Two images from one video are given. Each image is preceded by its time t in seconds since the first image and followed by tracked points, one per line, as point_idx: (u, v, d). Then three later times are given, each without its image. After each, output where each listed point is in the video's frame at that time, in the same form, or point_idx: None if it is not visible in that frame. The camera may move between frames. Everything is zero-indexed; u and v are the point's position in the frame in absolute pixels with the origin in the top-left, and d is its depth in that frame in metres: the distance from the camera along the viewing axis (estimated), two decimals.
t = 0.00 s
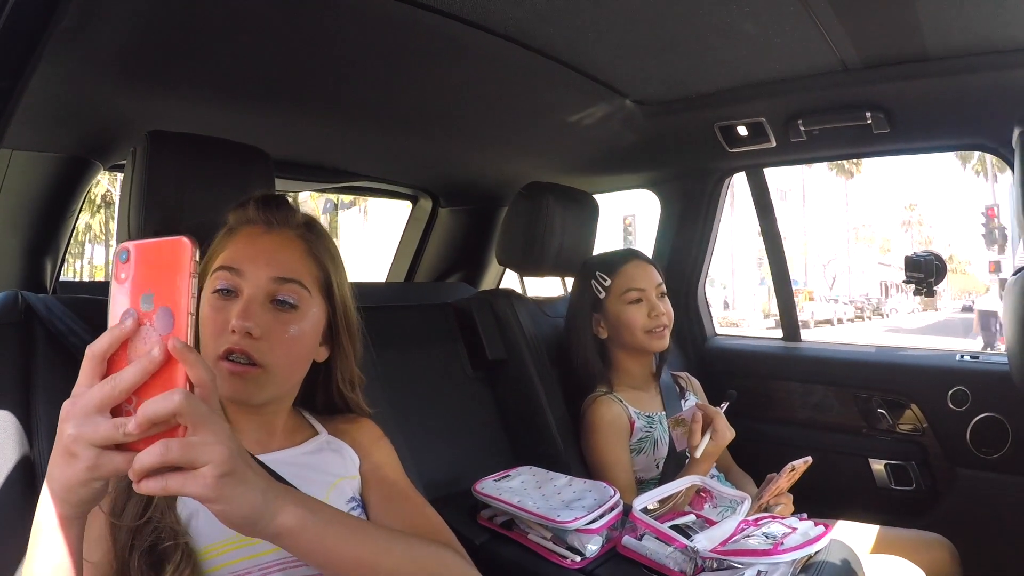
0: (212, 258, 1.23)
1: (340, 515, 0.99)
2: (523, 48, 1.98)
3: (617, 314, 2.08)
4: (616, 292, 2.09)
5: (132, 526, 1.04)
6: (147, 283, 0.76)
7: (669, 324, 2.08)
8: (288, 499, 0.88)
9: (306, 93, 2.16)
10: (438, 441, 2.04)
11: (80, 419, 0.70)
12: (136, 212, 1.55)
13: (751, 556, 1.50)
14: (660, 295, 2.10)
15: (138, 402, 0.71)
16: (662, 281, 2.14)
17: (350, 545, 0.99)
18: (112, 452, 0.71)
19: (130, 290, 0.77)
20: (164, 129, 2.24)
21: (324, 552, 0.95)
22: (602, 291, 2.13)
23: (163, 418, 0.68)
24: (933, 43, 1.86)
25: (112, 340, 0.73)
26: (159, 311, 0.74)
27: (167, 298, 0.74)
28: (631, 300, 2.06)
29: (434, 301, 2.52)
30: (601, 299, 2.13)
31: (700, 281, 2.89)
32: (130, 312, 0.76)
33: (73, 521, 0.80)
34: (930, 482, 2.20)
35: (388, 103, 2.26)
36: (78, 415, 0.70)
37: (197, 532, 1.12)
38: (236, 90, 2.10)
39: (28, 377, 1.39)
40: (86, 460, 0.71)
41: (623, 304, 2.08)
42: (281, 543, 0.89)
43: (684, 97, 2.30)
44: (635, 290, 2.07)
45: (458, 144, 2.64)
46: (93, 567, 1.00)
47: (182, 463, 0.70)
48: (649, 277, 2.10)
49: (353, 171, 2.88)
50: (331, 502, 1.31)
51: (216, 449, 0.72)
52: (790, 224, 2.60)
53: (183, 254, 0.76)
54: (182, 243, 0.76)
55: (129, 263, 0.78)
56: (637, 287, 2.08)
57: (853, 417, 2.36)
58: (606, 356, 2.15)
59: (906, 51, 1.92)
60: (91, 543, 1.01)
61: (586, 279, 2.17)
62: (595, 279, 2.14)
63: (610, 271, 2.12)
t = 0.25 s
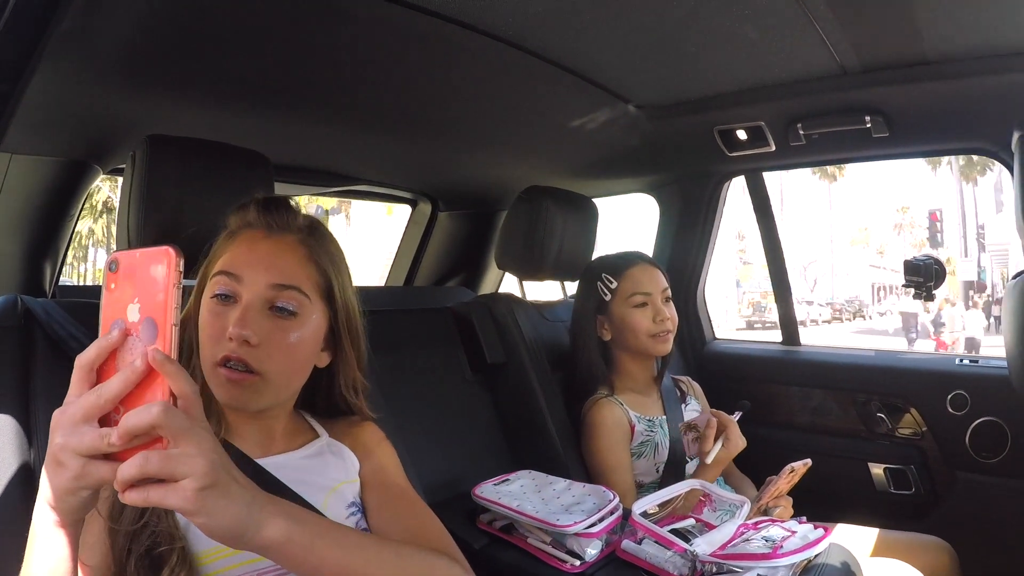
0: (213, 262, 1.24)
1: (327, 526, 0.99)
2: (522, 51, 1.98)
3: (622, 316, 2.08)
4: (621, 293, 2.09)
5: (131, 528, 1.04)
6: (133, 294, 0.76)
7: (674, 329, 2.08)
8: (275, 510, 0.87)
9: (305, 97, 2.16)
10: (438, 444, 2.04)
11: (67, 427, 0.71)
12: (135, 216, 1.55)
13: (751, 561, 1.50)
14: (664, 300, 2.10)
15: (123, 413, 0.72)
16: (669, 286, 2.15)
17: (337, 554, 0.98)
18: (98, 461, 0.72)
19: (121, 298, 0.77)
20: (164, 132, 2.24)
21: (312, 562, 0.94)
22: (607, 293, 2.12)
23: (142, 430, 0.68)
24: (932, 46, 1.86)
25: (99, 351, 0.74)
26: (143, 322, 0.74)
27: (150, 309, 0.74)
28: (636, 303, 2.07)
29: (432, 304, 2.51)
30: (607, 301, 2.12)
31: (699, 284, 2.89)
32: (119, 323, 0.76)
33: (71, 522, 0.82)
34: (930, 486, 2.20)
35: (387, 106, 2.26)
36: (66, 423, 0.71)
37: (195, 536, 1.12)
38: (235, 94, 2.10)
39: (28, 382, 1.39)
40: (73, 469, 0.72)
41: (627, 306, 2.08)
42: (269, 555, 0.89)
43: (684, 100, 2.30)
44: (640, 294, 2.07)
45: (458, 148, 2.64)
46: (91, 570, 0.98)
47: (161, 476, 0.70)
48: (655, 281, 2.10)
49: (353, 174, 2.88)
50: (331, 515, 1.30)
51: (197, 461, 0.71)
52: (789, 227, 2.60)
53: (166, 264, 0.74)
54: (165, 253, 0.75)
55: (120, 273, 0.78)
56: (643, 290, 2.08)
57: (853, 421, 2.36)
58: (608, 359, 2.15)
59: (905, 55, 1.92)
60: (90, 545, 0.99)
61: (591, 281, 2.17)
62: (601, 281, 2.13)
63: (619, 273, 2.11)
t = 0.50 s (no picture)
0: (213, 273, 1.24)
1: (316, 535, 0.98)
2: (520, 57, 1.98)
3: (624, 322, 2.08)
4: (623, 299, 2.09)
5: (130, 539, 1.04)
6: (123, 304, 0.76)
7: (675, 335, 2.08)
8: (266, 523, 0.86)
9: (304, 105, 2.16)
10: (439, 452, 2.04)
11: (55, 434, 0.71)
12: (135, 228, 1.55)
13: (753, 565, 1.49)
14: (666, 307, 2.10)
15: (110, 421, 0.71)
16: (670, 292, 2.15)
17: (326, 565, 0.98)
18: (88, 470, 0.72)
19: (112, 311, 0.77)
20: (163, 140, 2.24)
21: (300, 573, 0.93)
22: (608, 299, 2.12)
23: (124, 439, 0.68)
24: (930, 50, 1.86)
25: (88, 360, 0.74)
26: (132, 331, 0.74)
27: (139, 318, 0.74)
28: (638, 309, 2.06)
29: (433, 312, 2.51)
30: (608, 307, 2.12)
31: (700, 289, 2.89)
32: (109, 332, 0.76)
33: (69, 527, 0.82)
34: (932, 489, 2.20)
35: (385, 113, 2.25)
36: (55, 433, 0.72)
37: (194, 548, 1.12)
38: (234, 103, 2.10)
39: (29, 395, 1.39)
40: (61, 476, 0.72)
41: (628, 312, 2.07)
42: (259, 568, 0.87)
43: (683, 105, 2.30)
44: (642, 300, 2.07)
45: (457, 155, 2.64)
46: None
47: (143, 485, 0.69)
48: (656, 288, 2.10)
49: (352, 181, 2.88)
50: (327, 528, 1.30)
51: (179, 472, 0.71)
52: (789, 231, 2.59)
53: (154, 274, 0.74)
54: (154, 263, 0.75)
55: (111, 284, 0.78)
56: (644, 296, 2.08)
57: (854, 425, 2.35)
58: (609, 363, 2.15)
59: (903, 59, 1.92)
60: (91, 559, 1.00)
61: (593, 286, 2.17)
62: (602, 287, 2.13)
63: (620, 279, 2.12)
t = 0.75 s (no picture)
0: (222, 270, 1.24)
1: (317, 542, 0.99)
2: (520, 56, 1.98)
3: (623, 321, 2.08)
4: (623, 297, 2.09)
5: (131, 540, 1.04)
6: (127, 317, 0.75)
7: (674, 334, 2.08)
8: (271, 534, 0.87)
9: (304, 104, 2.16)
10: (438, 451, 2.04)
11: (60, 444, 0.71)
12: (134, 226, 1.55)
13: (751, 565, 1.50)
14: (666, 305, 2.10)
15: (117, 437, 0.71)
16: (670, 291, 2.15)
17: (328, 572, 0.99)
18: (97, 485, 0.72)
19: (116, 322, 0.77)
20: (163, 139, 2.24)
21: None
22: (608, 297, 2.12)
23: (131, 455, 0.68)
24: (930, 50, 1.86)
25: (94, 374, 0.74)
26: (135, 345, 0.73)
27: (142, 333, 0.73)
28: (638, 307, 2.07)
29: (432, 311, 2.51)
30: (607, 305, 2.12)
31: (700, 289, 2.89)
32: (113, 346, 0.75)
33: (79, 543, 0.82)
34: (931, 490, 2.20)
35: (385, 111, 2.25)
36: (64, 448, 0.72)
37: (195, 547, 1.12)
38: (234, 101, 2.10)
39: (28, 392, 1.39)
40: (70, 493, 0.72)
41: (628, 310, 2.08)
42: None
43: (683, 105, 2.30)
44: (642, 298, 2.08)
45: (457, 154, 2.64)
46: None
47: (152, 501, 0.70)
48: (657, 286, 2.10)
49: (352, 180, 2.88)
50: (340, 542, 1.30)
51: (186, 487, 0.71)
52: (789, 231, 2.59)
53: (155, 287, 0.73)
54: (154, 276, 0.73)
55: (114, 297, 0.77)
56: (644, 293, 2.08)
57: (854, 426, 2.35)
58: (607, 361, 2.14)
59: (904, 59, 1.92)
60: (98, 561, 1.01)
61: (593, 284, 2.16)
62: (602, 285, 2.13)
63: (620, 277, 2.12)
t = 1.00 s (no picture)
0: (233, 271, 1.20)
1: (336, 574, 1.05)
2: (521, 56, 1.98)
3: (625, 321, 2.08)
4: (625, 297, 2.09)
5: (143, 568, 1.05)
6: (164, 410, 0.73)
7: (676, 334, 2.08)
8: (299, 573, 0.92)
9: (305, 104, 2.16)
10: (440, 451, 2.04)
11: (137, 565, 0.69)
12: (136, 226, 1.55)
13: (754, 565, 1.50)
14: (668, 306, 2.10)
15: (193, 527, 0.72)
16: (671, 292, 2.15)
17: None
18: None
19: (135, 419, 0.72)
20: (163, 139, 2.24)
21: None
22: (611, 296, 2.12)
23: (229, 541, 0.72)
24: (931, 49, 1.87)
25: (147, 479, 0.69)
26: (183, 438, 0.73)
27: (196, 421, 0.74)
28: (640, 307, 2.06)
29: (434, 311, 2.51)
30: (609, 305, 2.12)
31: (701, 289, 2.89)
32: (152, 442, 0.72)
33: None
34: (933, 489, 2.20)
35: (386, 111, 2.25)
36: (134, 556, 0.69)
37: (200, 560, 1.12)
38: (235, 101, 2.10)
39: (29, 393, 1.39)
40: None
41: (630, 310, 2.08)
42: None
43: (685, 105, 2.30)
44: (644, 299, 2.08)
45: (457, 154, 2.64)
46: None
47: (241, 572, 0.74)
48: (659, 287, 2.10)
49: (353, 180, 2.88)
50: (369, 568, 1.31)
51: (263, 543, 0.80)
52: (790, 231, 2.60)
53: (194, 373, 0.76)
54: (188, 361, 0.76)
55: (126, 388, 0.72)
56: (647, 295, 2.08)
57: (855, 425, 2.35)
58: (610, 361, 2.14)
59: (904, 58, 1.92)
60: None
61: (596, 284, 2.17)
62: (606, 285, 2.13)
63: (623, 277, 2.11)
